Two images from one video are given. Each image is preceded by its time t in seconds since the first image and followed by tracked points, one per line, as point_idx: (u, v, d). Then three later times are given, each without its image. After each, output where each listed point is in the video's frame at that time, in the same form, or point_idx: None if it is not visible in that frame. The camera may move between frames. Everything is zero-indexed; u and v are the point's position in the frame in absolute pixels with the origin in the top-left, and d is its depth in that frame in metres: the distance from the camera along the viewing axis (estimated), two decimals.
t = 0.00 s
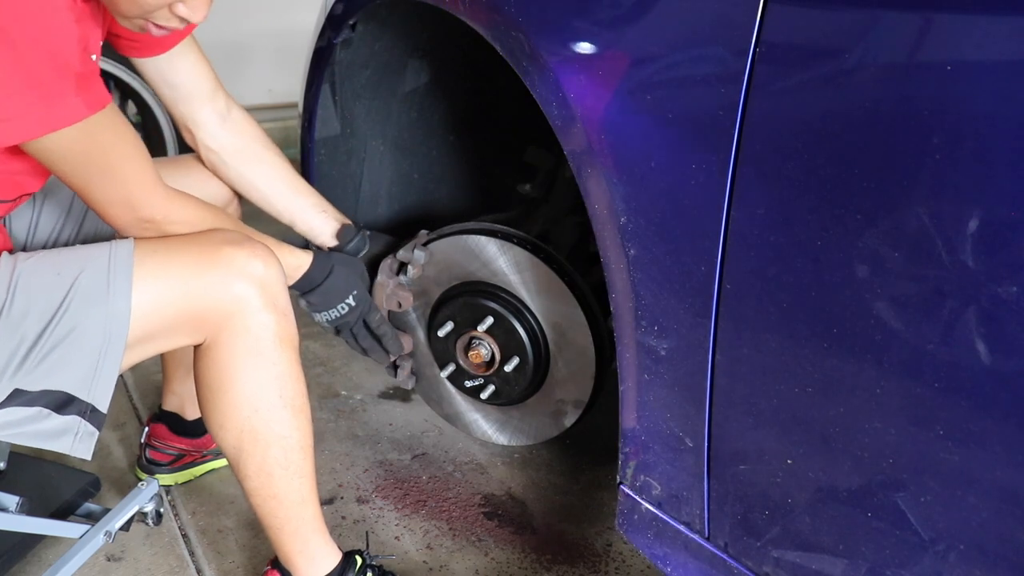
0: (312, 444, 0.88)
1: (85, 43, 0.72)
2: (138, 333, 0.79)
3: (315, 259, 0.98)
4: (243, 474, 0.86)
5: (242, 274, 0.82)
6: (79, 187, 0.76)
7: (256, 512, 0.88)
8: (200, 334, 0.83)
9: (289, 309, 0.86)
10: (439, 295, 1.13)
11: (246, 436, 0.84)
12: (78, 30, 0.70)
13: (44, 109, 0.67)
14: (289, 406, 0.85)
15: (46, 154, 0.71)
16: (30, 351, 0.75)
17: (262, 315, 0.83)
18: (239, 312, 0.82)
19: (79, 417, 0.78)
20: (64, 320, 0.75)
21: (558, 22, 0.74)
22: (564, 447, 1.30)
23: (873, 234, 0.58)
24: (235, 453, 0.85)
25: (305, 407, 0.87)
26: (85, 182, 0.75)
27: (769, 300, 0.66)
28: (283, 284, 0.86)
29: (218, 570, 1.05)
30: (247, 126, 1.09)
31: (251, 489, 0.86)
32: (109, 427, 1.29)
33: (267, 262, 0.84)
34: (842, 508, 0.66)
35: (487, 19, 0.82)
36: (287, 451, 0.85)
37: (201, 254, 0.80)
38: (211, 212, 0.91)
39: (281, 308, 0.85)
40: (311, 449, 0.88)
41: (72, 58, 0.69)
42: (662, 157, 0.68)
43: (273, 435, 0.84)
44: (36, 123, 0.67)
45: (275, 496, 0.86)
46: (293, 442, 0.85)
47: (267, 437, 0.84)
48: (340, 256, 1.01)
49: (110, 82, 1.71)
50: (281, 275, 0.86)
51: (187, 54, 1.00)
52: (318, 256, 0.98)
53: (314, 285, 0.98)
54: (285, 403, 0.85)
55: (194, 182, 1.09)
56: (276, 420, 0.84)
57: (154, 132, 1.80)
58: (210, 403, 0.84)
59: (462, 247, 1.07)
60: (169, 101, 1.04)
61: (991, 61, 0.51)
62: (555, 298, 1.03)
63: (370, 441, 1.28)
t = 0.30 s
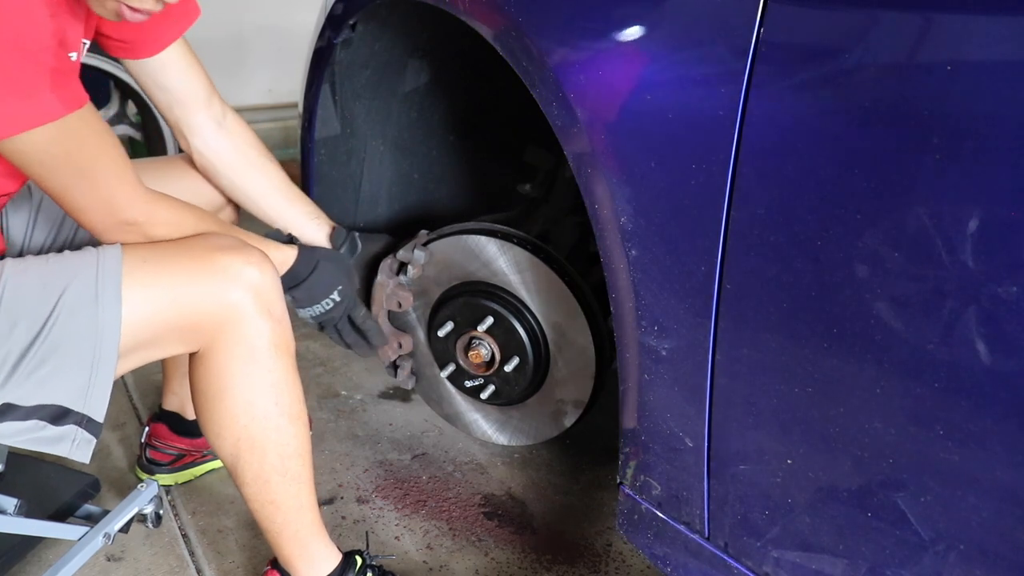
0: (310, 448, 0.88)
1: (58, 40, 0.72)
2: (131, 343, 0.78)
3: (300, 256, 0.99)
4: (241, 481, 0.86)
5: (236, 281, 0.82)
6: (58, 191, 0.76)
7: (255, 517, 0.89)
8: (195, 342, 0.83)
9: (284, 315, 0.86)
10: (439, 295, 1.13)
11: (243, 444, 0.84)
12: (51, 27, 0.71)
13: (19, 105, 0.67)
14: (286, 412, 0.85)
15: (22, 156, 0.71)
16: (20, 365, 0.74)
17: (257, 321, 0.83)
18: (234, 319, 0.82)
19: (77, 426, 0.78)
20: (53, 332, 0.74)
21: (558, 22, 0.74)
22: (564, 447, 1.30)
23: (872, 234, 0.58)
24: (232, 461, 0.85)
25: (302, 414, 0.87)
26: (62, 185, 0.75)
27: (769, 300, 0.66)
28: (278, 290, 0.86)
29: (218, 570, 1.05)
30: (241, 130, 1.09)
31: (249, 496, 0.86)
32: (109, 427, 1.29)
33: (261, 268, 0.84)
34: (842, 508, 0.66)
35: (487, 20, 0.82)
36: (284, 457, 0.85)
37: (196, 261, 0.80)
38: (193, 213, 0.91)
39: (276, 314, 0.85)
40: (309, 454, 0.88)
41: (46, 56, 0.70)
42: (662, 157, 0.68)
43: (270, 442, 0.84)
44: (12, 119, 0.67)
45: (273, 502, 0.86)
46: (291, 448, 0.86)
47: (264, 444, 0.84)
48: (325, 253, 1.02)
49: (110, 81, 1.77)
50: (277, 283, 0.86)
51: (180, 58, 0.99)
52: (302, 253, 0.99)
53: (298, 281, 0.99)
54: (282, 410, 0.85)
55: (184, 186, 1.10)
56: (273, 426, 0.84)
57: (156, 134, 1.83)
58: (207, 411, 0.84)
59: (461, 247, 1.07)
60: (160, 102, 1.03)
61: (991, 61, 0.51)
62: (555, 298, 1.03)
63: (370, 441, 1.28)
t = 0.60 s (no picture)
0: (306, 457, 0.88)
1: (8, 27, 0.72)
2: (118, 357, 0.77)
3: (281, 247, 0.99)
4: (236, 490, 0.87)
5: (226, 293, 0.81)
6: (18, 191, 0.76)
7: (252, 524, 0.89)
8: (186, 354, 0.82)
9: (277, 325, 0.86)
10: (439, 295, 1.13)
11: (237, 455, 0.85)
12: None
13: None
14: (280, 423, 0.85)
15: None
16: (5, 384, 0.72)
17: (249, 333, 0.83)
18: (226, 332, 0.82)
19: (73, 437, 0.76)
20: (38, 348, 0.72)
21: (558, 22, 0.74)
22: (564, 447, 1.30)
23: (872, 234, 0.58)
24: (227, 471, 0.86)
25: (297, 423, 0.88)
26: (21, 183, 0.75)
27: (769, 300, 0.66)
28: (270, 300, 0.85)
29: (218, 570, 1.05)
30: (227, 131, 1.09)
31: (245, 504, 0.87)
32: (109, 427, 1.29)
33: (251, 279, 0.83)
34: (842, 508, 0.66)
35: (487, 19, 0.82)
36: (279, 467, 0.86)
37: (189, 272, 0.79)
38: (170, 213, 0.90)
39: (269, 326, 0.85)
40: (304, 463, 0.88)
41: None
42: (662, 157, 0.68)
43: (265, 453, 0.85)
44: None
45: (269, 510, 0.87)
46: (286, 458, 0.86)
47: (259, 455, 0.85)
48: (307, 244, 1.02)
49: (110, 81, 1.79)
50: (270, 294, 0.85)
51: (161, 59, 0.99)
52: (284, 244, 0.99)
53: (282, 273, 0.99)
54: (276, 421, 0.85)
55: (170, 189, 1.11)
56: (267, 437, 0.85)
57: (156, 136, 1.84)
58: (201, 422, 0.85)
59: (462, 247, 1.07)
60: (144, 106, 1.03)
61: (991, 61, 0.51)
62: (555, 298, 1.03)
63: (370, 441, 1.28)
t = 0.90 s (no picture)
0: (303, 467, 0.89)
1: None
2: (105, 370, 0.77)
3: (276, 215, 0.94)
4: (232, 503, 0.87)
5: (217, 307, 0.81)
6: None
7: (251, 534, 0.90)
8: (179, 368, 0.82)
9: (271, 338, 0.86)
10: (439, 295, 1.13)
11: (232, 469, 0.85)
12: None
13: None
14: (276, 435, 0.85)
15: None
16: None
17: (242, 345, 0.83)
18: (218, 346, 0.82)
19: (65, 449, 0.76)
20: (24, 362, 0.72)
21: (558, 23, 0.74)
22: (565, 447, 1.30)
23: (872, 234, 0.58)
24: (223, 485, 0.86)
25: (293, 435, 0.88)
26: None
27: (769, 301, 0.66)
28: (262, 313, 0.85)
29: (218, 570, 1.04)
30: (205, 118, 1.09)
31: (243, 516, 0.87)
32: (109, 427, 1.29)
33: (242, 292, 0.83)
34: (842, 508, 0.66)
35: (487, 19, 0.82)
36: (276, 479, 0.86)
37: (176, 288, 0.79)
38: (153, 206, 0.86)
39: (262, 339, 0.85)
40: (302, 474, 0.89)
41: None
42: (662, 157, 0.68)
43: (261, 466, 0.85)
44: None
45: (267, 521, 0.87)
46: (283, 471, 0.86)
47: (254, 469, 0.85)
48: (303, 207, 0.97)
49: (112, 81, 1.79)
50: (261, 307, 0.85)
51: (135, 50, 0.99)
52: (278, 212, 0.95)
53: (283, 243, 0.95)
54: (271, 434, 0.85)
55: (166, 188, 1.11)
56: (262, 450, 0.85)
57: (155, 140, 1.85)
58: (195, 436, 0.85)
59: (462, 247, 1.07)
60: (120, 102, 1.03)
61: (991, 61, 0.51)
62: (555, 298, 1.03)
63: (370, 441, 1.28)
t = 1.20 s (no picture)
0: (309, 469, 0.89)
1: None
2: (111, 372, 0.76)
3: (287, 185, 0.89)
4: (238, 504, 0.87)
5: (224, 309, 0.81)
6: None
7: (255, 535, 0.90)
8: (185, 369, 0.82)
9: (278, 340, 0.86)
10: (439, 295, 1.13)
11: (238, 471, 0.85)
12: None
13: None
14: (282, 437, 0.86)
15: None
16: None
17: (249, 348, 0.83)
18: (225, 348, 0.82)
19: (66, 445, 0.75)
20: (27, 362, 0.72)
21: (558, 23, 0.74)
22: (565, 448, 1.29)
23: (873, 234, 0.58)
24: (228, 486, 0.86)
25: (299, 437, 0.88)
26: None
27: (769, 301, 0.66)
28: (270, 315, 0.85)
29: (218, 570, 1.04)
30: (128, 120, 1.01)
31: (248, 517, 0.87)
32: (109, 427, 1.30)
33: (249, 293, 0.83)
34: (841, 508, 0.66)
35: (487, 19, 0.82)
36: (282, 481, 0.86)
37: (182, 290, 0.79)
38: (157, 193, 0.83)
39: (269, 341, 0.85)
40: (307, 475, 0.89)
41: None
42: (662, 157, 0.68)
43: (266, 467, 0.85)
44: None
45: (272, 522, 0.87)
46: (288, 472, 0.86)
47: (260, 470, 0.85)
48: (314, 172, 0.93)
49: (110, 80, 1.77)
50: (268, 308, 0.85)
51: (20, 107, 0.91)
52: (289, 181, 0.90)
53: (297, 214, 0.90)
54: (277, 435, 0.85)
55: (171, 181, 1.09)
56: (268, 452, 0.85)
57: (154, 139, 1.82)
58: (201, 438, 0.85)
59: (462, 247, 1.07)
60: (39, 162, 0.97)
61: (990, 61, 0.51)
62: (555, 298, 1.03)
63: (371, 441, 1.28)
